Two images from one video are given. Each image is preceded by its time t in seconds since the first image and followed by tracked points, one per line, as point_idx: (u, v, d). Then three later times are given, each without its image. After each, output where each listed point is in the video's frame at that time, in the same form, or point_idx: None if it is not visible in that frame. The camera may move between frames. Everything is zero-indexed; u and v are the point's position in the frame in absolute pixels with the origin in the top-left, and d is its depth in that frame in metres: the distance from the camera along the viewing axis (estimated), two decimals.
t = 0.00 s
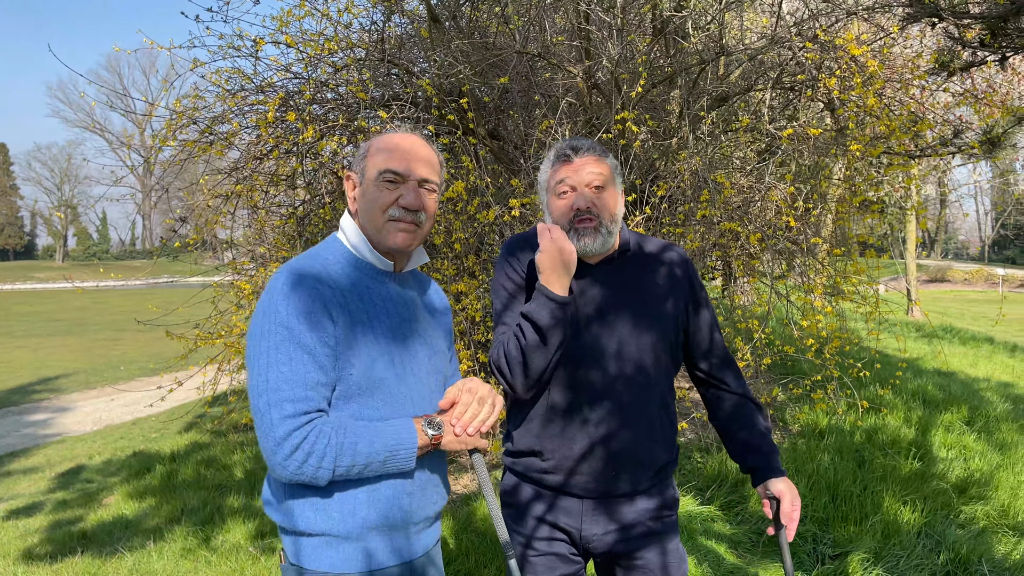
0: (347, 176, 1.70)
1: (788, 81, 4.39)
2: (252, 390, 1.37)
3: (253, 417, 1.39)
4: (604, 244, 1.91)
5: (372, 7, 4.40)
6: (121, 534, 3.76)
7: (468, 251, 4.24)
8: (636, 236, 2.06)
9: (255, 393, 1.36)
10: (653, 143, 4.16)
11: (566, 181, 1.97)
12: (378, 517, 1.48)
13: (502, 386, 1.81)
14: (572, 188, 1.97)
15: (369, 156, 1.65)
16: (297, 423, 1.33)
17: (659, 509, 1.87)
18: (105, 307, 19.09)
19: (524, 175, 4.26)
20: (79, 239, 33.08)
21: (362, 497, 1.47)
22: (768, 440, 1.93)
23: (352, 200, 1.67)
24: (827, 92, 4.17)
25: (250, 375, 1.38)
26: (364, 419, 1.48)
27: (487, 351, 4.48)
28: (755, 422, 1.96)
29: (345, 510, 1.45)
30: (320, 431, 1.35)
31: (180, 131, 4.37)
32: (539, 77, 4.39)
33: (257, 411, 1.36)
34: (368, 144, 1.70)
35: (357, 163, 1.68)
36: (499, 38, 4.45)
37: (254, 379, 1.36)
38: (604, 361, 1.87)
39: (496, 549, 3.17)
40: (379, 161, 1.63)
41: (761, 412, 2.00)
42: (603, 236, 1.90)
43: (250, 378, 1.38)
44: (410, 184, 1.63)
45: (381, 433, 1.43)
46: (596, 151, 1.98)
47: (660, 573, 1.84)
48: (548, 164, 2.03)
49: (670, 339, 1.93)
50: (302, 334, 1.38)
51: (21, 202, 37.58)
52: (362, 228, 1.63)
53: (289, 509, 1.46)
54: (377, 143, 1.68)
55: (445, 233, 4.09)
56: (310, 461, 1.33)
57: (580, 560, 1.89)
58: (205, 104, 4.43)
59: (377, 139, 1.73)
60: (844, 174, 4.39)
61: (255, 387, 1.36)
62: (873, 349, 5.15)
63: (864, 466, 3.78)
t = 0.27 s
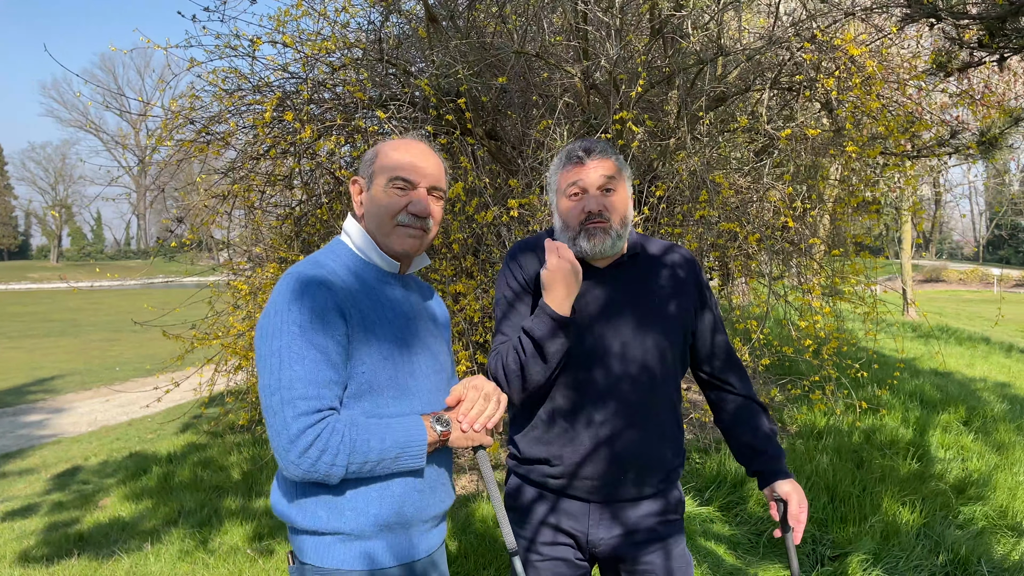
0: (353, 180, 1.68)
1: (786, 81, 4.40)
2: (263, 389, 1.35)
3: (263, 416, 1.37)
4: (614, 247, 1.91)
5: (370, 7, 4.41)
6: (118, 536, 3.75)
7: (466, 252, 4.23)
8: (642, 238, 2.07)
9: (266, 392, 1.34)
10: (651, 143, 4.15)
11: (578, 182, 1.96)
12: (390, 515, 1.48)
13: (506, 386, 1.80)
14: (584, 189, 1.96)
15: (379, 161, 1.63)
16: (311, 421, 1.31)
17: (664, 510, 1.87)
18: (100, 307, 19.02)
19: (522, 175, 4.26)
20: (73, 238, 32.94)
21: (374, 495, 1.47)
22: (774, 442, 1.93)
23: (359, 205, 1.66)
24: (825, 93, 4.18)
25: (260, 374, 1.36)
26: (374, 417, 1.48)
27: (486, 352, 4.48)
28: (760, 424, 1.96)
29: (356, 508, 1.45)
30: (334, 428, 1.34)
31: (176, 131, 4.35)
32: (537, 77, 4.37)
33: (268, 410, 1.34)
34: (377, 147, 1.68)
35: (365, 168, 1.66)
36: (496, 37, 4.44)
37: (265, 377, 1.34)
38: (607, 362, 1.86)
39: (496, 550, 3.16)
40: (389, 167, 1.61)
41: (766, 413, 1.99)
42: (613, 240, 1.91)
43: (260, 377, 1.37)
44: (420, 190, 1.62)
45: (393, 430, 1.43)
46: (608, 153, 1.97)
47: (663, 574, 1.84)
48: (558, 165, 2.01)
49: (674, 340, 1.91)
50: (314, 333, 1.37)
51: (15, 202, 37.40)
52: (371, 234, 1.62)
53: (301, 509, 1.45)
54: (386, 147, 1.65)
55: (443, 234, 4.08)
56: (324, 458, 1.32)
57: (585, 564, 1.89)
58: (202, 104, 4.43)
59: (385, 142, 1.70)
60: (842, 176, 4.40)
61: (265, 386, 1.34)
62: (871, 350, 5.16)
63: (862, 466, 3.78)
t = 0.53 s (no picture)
0: (347, 180, 1.60)
1: (784, 81, 4.42)
2: (271, 391, 1.32)
3: (271, 420, 1.35)
4: (620, 246, 1.92)
5: (367, 6, 4.39)
6: (114, 537, 3.73)
7: (464, 252, 4.23)
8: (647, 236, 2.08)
9: (275, 394, 1.31)
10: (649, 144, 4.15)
11: (582, 178, 1.96)
12: (401, 515, 1.48)
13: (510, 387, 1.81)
14: (589, 187, 1.95)
15: (383, 161, 1.59)
16: (325, 421, 1.30)
17: (667, 511, 1.86)
18: (95, 307, 18.94)
19: (520, 174, 4.26)
20: (68, 238, 32.83)
21: (385, 496, 1.47)
22: (775, 445, 1.94)
23: (358, 206, 1.60)
24: (823, 93, 4.18)
25: (268, 376, 1.33)
26: (382, 416, 1.48)
27: (484, 352, 4.48)
28: (763, 425, 1.96)
29: (369, 510, 1.44)
30: (348, 428, 1.33)
31: (173, 130, 4.34)
32: (535, 76, 4.37)
33: (278, 413, 1.32)
34: (374, 146, 1.62)
35: (364, 167, 1.59)
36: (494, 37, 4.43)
37: (273, 380, 1.32)
38: (609, 362, 1.86)
39: (495, 551, 3.16)
40: (397, 167, 1.58)
41: (769, 414, 1.99)
42: (619, 238, 1.91)
43: (266, 379, 1.34)
44: (430, 190, 1.63)
45: (405, 428, 1.44)
46: (613, 151, 1.98)
47: None
48: (565, 162, 2.02)
49: (676, 339, 1.90)
50: (321, 334, 1.36)
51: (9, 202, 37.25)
52: (378, 235, 1.60)
53: (311, 514, 1.43)
54: (386, 147, 1.61)
55: (442, 234, 4.08)
56: (341, 459, 1.31)
57: (589, 565, 1.89)
58: (199, 103, 4.40)
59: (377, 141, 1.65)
60: (841, 176, 4.41)
61: (274, 388, 1.32)
62: (868, 350, 5.18)
63: (861, 466, 3.79)
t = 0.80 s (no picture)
0: (364, 185, 1.50)
1: (782, 81, 4.42)
2: (270, 401, 1.32)
3: (271, 430, 1.34)
4: (627, 247, 1.91)
5: (365, 6, 4.38)
6: (111, 539, 3.71)
7: (462, 252, 4.22)
8: (653, 236, 2.08)
9: (275, 404, 1.31)
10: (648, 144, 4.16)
11: (588, 183, 1.96)
12: (404, 521, 1.48)
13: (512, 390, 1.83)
14: (595, 191, 1.95)
15: (406, 165, 1.52)
16: (326, 431, 1.30)
17: (671, 514, 1.85)
18: (91, 307, 18.87)
19: (518, 175, 4.25)
20: (64, 238, 32.72)
21: (386, 502, 1.46)
22: (780, 445, 1.93)
23: (377, 211, 1.52)
24: (822, 93, 4.19)
25: (267, 386, 1.32)
26: (383, 422, 1.48)
27: (483, 352, 4.48)
28: (767, 426, 1.95)
29: (370, 517, 1.44)
30: (349, 437, 1.33)
31: (170, 130, 4.33)
32: (533, 76, 4.36)
33: (278, 423, 1.31)
34: (388, 148, 1.54)
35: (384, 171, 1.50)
36: (492, 37, 4.43)
37: (273, 390, 1.31)
38: (611, 364, 1.86)
39: (494, 553, 3.15)
40: (421, 171, 1.54)
41: (773, 415, 1.98)
42: (626, 240, 1.91)
43: (265, 390, 1.33)
44: (447, 194, 1.62)
45: (406, 434, 1.43)
46: (619, 154, 1.97)
47: None
48: (569, 167, 2.01)
49: (679, 340, 1.89)
50: (320, 341, 1.35)
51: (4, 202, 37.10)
52: (397, 240, 1.56)
53: (312, 523, 1.43)
54: (402, 149, 1.54)
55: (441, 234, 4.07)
56: (343, 469, 1.31)
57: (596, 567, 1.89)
58: (196, 103, 4.38)
59: (387, 141, 1.55)
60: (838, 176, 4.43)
61: (273, 399, 1.31)
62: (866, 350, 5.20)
63: (860, 467, 3.80)
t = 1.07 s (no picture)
0: (372, 186, 1.48)
1: (781, 81, 4.42)
2: (277, 409, 1.30)
3: (278, 438, 1.32)
4: (636, 249, 1.92)
5: (364, 5, 4.38)
6: (109, 540, 3.69)
7: (461, 252, 4.22)
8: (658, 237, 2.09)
9: (283, 412, 1.29)
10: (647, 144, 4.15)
11: (594, 185, 1.96)
12: (411, 525, 1.48)
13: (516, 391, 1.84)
14: (602, 193, 1.96)
15: (415, 165, 1.51)
16: (337, 440, 1.29)
17: (676, 515, 1.85)
18: (87, 307, 18.81)
19: (517, 175, 4.25)
20: (60, 238, 32.62)
21: (392, 507, 1.46)
22: (787, 445, 1.92)
23: (384, 213, 1.51)
24: (821, 94, 4.20)
25: (274, 393, 1.30)
26: (388, 426, 1.47)
27: (482, 352, 4.49)
28: (773, 426, 1.95)
29: (378, 523, 1.44)
30: (359, 445, 1.32)
31: (168, 130, 4.32)
32: (532, 76, 4.34)
33: (287, 431, 1.29)
34: (394, 146, 1.51)
35: (392, 172, 1.48)
36: (491, 37, 4.42)
37: (281, 398, 1.29)
38: (615, 366, 1.87)
39: (495, 553, 3.15)
40: (428, 170, 1.54)
41: (779, 414, 1.97)
42: (634, 242, 1.92)
43: (271, 397, 1.31)
44: (450, 193, 1.63)
45: (413, 439, 1.44)
46: (626, 155, 1.97)
47: None
48: (576, 168, 2.02)
49: (683, 341, 1.89)
50: (328, 347, 1.34)
51: None
52: (403, 240, 1.56)
53: (318, 529, 1.41)
54: (408, 148, 1.53)
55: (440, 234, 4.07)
56: (354, 477, 1.31)
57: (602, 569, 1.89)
58: (194, 102, 4.37)
59: (390, 139, 1.53)
60: (837, 177, 4.44)
61: (281, 406, 1.29)
62: (865, 350, 5.21)
63: (860, 467, 3.81)
